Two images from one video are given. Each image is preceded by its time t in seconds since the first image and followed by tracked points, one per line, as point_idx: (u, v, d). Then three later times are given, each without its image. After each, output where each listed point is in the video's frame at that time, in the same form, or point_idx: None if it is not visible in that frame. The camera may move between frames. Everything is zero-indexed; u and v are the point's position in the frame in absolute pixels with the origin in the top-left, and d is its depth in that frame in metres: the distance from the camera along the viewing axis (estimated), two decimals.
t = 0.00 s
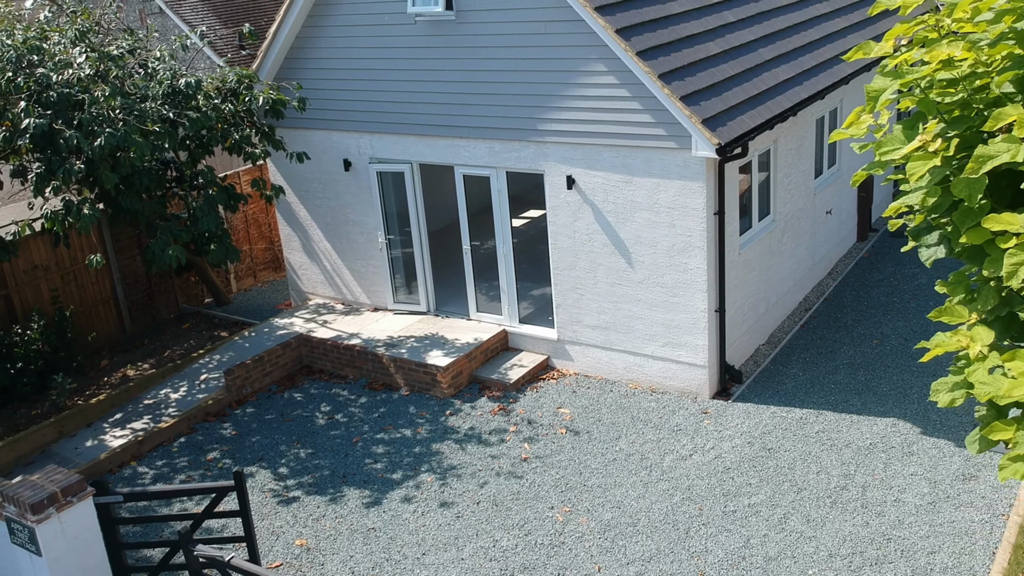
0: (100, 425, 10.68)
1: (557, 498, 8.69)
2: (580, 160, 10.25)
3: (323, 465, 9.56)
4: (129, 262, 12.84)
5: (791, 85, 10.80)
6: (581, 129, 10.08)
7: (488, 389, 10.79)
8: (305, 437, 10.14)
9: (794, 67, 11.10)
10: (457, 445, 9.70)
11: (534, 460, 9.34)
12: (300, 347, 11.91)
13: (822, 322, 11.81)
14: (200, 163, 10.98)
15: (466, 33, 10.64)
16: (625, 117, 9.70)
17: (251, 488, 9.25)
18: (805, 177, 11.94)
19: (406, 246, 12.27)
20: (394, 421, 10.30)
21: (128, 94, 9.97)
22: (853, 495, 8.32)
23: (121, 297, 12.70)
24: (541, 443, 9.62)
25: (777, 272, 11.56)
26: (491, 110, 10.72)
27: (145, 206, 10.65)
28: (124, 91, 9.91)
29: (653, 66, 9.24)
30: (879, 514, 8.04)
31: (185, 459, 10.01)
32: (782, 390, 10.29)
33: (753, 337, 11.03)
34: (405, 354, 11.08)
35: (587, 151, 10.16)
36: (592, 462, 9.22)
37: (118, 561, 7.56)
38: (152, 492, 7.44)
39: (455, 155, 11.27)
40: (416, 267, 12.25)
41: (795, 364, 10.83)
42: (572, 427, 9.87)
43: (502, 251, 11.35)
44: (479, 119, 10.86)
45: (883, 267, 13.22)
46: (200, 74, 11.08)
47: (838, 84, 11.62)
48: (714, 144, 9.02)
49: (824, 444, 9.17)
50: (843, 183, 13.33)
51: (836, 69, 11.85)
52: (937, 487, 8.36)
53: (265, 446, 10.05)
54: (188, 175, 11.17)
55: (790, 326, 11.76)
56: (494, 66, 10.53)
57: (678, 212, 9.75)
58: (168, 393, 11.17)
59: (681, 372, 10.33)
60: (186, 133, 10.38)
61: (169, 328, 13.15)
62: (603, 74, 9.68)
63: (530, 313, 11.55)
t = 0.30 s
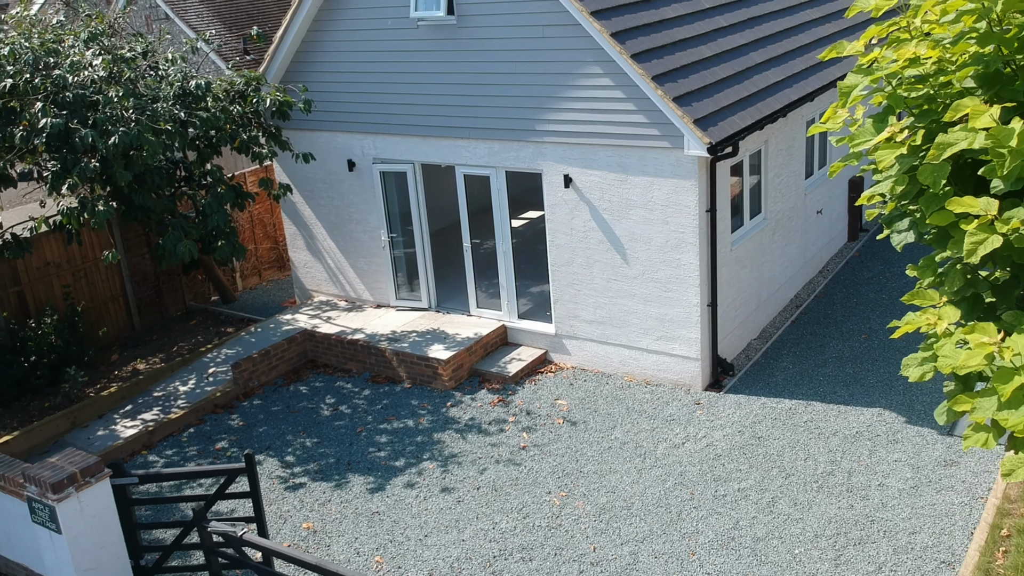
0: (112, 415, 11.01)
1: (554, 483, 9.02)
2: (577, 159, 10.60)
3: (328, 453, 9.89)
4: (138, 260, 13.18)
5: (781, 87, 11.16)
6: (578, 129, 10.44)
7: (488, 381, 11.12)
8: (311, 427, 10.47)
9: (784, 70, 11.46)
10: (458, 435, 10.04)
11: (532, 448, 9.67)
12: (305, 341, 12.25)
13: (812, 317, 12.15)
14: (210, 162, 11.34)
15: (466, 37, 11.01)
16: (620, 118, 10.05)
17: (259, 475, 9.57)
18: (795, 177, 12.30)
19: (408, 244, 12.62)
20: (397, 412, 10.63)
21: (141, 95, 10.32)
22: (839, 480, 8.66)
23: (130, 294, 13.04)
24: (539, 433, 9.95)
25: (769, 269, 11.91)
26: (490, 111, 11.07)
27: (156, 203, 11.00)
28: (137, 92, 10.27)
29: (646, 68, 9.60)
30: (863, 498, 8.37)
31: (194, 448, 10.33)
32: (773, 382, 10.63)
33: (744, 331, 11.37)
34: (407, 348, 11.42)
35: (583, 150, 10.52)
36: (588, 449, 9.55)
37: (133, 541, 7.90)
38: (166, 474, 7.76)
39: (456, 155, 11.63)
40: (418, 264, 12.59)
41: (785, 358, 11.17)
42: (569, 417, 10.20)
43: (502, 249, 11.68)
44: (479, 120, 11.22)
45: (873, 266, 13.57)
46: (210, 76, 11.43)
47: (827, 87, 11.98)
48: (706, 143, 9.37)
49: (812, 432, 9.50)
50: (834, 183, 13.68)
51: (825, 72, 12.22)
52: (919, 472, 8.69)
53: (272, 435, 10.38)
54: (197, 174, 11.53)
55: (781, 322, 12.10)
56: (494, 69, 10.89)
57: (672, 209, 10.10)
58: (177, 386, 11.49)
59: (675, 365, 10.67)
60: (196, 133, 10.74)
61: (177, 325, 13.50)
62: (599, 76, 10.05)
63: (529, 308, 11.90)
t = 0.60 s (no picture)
0: (122, 410, 11.33)
1: (551, 473, 9.36)
2: (574, 162, 10.97)
3: (333, 445, 10.23)
4: (147, 261, 13.52)
5: (771, 93, 11.54)
6: (574, 133, 10.81)
7: (488, 377, 11.46)
8: (315, 420, 10.80)
9: (774, 76, 11.85)
10: (458, 428, 10.37)
11: (530, 440, 10.01)
12: (310, 339, 12.58)
13: (803, 316, 12.50)
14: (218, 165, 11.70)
15: (466, 44, 11.39)
16: (615, 121, 10.42)
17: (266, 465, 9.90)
18: (786, 180, 12.67)
19: (410, 245, 12.97)
20: (399, 406, 10.96)
21: (152, 99, 10.71)
22: (825, 469, 8.99)
23: (138, 293, 13.38)
24: (537, 425, 10.29)
25: (760, 269, 12.26)
26: (489, 116, 11.45)
27: (166, 204, 11.36)
28: (149, 96, 10.65)
29: (640, 74, 9.98)
30: (848, 485, 8.71)
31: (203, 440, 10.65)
32: (763, 377, 10.97)
33: (736, 329, 11.71)
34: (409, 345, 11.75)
35: (580, 153, 10.88)
36: (584, 441, 9.89)
37: (147, 524, 8.23)
38: (179, 460, 8.10)
39: (456, 158, 11.99)
40: (420, 265, 12.95)
41: (776, 354, 11.52)
42: (566, 411, 10.54)
43: (501, 249, 12.03)
44: (479, 124, 11.59)
45: (863, 267, 13.93)
46: (219, 81, 11.81)
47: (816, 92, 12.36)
48: (697, 146, 9.74)
49: (800, 424, 9.84)
50: (824, 187, 14.05)
51: (815, 79, 12.61)
52: (903, 461, 9.02)
53: (278, 428, 10.70)
54: (205, 176, 11.89)
55: (773, 320, 12.45)
56: (493, 75, 11.27)
57: (665, 210, 10.46)
58: (185, 381, 11.82)
59: (668, 361, 11.01)
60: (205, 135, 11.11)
61: (184, 324, 13.83)
62: (594, 81, 10.42)
63: (527, 307, 12.24)
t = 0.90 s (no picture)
0: (133, 405, 11.69)
1: (549, 462, 9.72)
2: (571, 165, 11.37)
3: (338, 437, 10.59)
4: (156, 262, 13.90)
5: (762, 99, 11.96)
6: (572, 137, 11.21)
7: (488, 373, 11.83)
8: (321, 414, 11.16)
9: (765, 83, 12.27)
10: (460, 421, 10.73)
11: (529, 432, 10.37)
12: (315, 338, 12.95)
13: (794, 315, 12.88)
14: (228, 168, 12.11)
15: (468, 51, 11.81)
16: (610, 126, 10.83)
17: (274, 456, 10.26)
18: (777, 184, 13.08)
19: (412, 247, 13.36)
20: (402, 401, 11.33)
21: (166, 104, 11.13)
22: (813, 458, 9.35)
23: (148, 294, 13.75)
24: (535, 418, 10.66)
25: (752, 269, 12.64)
26: (490, 120, 11.85)
27: (178, 205, 11.76)
28: (162, 101, 11.07)
29: (635, 80, 10.39)
30: (834, 473, 9.07)
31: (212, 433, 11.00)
32: (755, 373, 11.35)
33: (729, 328, 12.09)
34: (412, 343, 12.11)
35: (577, 157, 11.28)
36: (581, 433, 10.26)
37: (161, 509, 8.59)
38: (193, 447, 8.46)
39: (458, 162, 12.40)
40: (422, 266, 13.34)
41: (767, 351, 11.89)
42: (564, 405, 10.91)
43: (501, 250, 12.41)
44: (480, 129, 11.99)
45: (853, 269, 14.32)
46: (229, 87, 12.24)
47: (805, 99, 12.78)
48: (690, 149, 10.14)
49: (789, 416, 10.21)
50: (815, 192, 14.45)
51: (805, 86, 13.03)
52: (887, 451, 9.39)
53: (285, 422, 11.07)
54: (215, 179, 12.30)
55: (765, 319, 12.83)
56: (493, 81, 11.68)
57: (659, 211, 10.85)
58: (195, 377, 12.18)
59: (663, 358, 11.38)
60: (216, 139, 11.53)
61: (192, 324, 14.21)
62: (591, 87, 10.83)
63: (526, 306, 12.62)
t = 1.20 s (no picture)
0: (148, 396, 12.18)
1: (546, 447, 10.20)
2: (568, 167, 11.89)
3: (345, 425, 11.08)
4: (168, 261, 14.39)
5: (751, 104, 12.50)
6: (569, 139, 11.74)
7: (489, 366, 12.32)
8: (329, 404, 11.65)
9: (754, 89, 12.81)
10: (461, 410, 11.22)
11: (527, 420, 10.86)
12: (322, 333, 13.45)
13: (782, 312, 13.38)
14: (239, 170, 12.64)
15: (469, 58, 12.35)
16: (605, 129, 11.36)
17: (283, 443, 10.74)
18: (766, 186, 13.60)
19: (415, 246, 13.87)
20: (406, 392, 11.81)
21: (181, 107, 11.66)
22: (797, 443, 9.83)
23: (160, 292, 14.25)
24: (533, 408, 11.15)
25: (742, 267, 13.16)
26: (490, 124, 12.39)
27: (192, 205, 12.28)
28: (178, 105, 11.62)
29: (628, 85, 10.93)
30: (817, 456, 9.56)
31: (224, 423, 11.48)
32: (744, 365, 11.84)
33: (720, 323, 12.58)
34: (415, 338, 12.60)
35: (574, 158, 11.81)
36: (577, 421, 10.75)
37: (179, 489, 9.07)
38: (210, 429, 8.94)
39: (460, 164, 12.93)
40: (425, 265, 13.85)
41: (756, 345, 12.40)
42: (560, 396, 11.40)
43: (501, 248, 12.91)
44: (481, 132, 12.52)
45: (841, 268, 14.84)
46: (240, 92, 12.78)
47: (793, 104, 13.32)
48: (680, 150, 10.66)
49: (776, 405, 10.70)
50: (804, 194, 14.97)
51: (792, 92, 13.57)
52: (867, 435, 9.88)
53: (293, 411, 11.54)
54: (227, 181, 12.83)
55: (754, 316, 13.33)
56: (493, 86, 12.22)
57: (651, 210, 11.36)
58: (206, 370, 12.66)
59: (656, 351, 11.88)
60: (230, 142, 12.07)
61: (202, 322, 14.71)
62: (587, 92, 11.37)
63: (525, 303, 13.12)
